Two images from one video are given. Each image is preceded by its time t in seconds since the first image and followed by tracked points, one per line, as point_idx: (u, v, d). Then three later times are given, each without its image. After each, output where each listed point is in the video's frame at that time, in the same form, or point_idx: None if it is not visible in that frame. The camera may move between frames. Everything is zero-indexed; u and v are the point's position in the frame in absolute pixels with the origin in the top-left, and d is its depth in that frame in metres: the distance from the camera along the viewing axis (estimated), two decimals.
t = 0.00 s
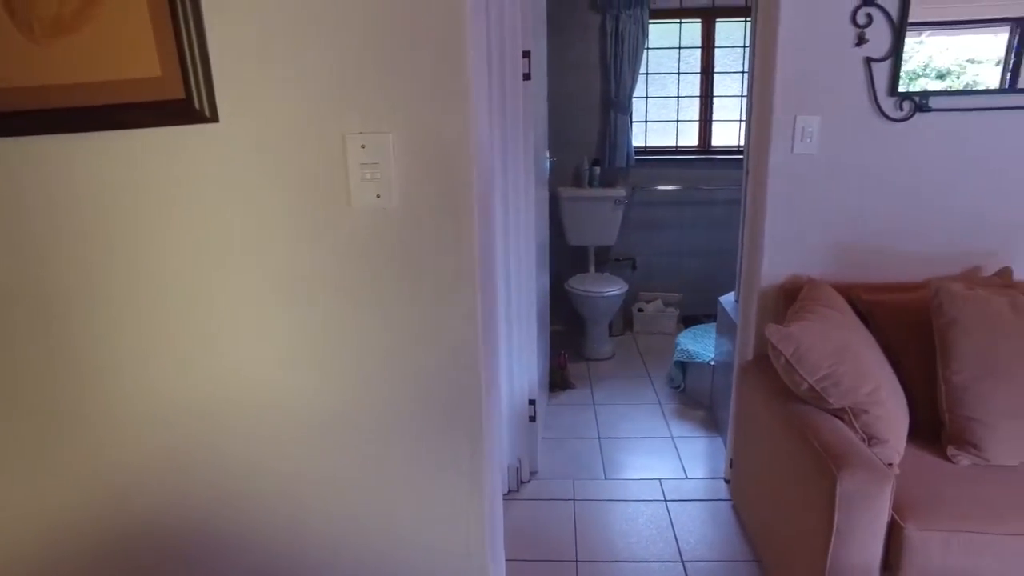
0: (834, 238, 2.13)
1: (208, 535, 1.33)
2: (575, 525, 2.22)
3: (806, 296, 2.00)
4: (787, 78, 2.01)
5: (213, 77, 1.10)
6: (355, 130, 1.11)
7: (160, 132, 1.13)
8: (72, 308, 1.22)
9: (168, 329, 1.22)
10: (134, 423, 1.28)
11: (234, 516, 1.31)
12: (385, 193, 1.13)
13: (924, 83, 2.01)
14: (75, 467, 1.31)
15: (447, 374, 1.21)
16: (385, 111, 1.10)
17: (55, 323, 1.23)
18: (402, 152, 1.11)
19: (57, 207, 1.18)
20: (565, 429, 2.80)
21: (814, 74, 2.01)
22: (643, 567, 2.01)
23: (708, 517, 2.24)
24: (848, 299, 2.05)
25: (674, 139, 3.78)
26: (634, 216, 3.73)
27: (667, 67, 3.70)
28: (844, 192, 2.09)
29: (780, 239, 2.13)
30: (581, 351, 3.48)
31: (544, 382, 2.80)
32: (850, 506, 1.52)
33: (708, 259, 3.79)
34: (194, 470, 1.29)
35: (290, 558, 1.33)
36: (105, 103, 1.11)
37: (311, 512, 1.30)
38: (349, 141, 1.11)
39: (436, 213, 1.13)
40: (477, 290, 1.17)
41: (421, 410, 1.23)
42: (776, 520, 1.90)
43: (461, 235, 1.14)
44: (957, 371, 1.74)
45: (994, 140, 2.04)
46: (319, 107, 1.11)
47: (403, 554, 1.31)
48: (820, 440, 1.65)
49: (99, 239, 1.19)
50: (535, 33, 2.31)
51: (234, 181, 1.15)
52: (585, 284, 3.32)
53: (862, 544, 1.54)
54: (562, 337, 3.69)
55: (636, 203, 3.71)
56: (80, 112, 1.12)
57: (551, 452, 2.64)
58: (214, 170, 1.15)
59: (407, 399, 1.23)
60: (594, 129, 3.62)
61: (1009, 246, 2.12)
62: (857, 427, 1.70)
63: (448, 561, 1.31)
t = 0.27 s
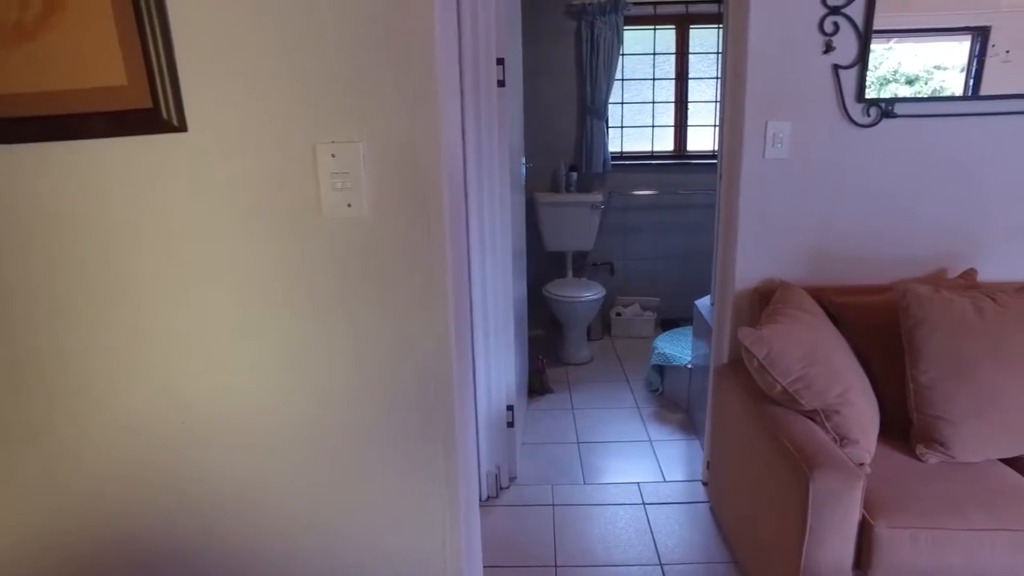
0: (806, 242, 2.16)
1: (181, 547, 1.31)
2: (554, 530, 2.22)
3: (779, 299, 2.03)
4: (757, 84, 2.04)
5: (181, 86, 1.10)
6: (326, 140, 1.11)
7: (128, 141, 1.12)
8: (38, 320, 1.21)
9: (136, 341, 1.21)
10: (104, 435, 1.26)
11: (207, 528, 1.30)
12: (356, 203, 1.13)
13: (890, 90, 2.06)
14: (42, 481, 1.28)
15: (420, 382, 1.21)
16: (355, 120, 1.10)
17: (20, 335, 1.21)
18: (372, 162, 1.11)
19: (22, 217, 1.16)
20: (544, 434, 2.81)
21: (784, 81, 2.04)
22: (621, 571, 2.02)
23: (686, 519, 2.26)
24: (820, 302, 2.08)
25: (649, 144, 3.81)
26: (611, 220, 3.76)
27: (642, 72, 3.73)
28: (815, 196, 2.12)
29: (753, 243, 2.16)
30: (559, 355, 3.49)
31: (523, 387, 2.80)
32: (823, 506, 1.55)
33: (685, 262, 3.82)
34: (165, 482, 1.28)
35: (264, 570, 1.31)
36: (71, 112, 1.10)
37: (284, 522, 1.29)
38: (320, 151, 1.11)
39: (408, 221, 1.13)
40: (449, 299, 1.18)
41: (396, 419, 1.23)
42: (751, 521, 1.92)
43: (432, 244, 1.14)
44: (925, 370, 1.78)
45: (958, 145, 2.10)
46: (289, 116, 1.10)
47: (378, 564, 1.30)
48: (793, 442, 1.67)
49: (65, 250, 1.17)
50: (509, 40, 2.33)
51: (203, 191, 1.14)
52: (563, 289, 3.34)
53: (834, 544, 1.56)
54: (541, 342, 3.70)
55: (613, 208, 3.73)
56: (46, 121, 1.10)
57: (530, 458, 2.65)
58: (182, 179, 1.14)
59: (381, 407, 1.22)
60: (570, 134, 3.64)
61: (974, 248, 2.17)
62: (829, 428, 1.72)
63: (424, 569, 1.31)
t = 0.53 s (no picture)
0: (779, 245, 2.19)
1: (152, 562, 1.29)
2: (534, 536, 2.22)
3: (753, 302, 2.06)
4: (729, 91, 2.06)
5: (149, 96, 1.08)
6: (298, 149, 1.10)
7: (94, 151, 1.10)
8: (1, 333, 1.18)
9: (104, 353, 1.19)
10: (71, 450, 1.23)
11: (179, 542, 1.28)
12: (327, 212, 1.12)
13: (858, 96, 2.10)
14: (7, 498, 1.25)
15: (394, 390, 1.20)
16: (327, 130, 1.10)
17: None
18: (344, 171, 1.11)
19: None
20: (524, 440, 2.81)
21: (755, 87, 2.07)
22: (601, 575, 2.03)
23: (665, 522, 2.27)
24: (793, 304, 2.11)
25: (626, 149, 3.84)
26: (589, 225, 3.78)
27: (618, 78, 3.76)
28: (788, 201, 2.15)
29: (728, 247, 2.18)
30: (538, 361, 3.50)
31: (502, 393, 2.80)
32: (797, 507, 1.56)
33: (662, 267, 3.86)
34: (135, 496, 1.25)
35: None
36: (35, 122, 1.08)
37: (258, 534, 1.27)
38: (291, 160, 1.11)
39: (380, 230, 1.13)
40: (422, 307, 1.17)
41: (370, 429, 1.22)
42: (728, 522, 1.94)
43: (405, 252, 1.14)
44: (895, 371, 1.81)
45: (924, 150, 2.14)
46: (259, 126, 1.10)
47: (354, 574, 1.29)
48: (768, 444, 1.69)
49: (27, 261, 1.14)
50: (484, 47, 2.33)
51: (172, 201, 1.12)
52: (541, 294, 3.34)
53: (808, 544, 1.58)
54: (520, 347, 3.70)
55: (591, 213, 3.75)
56: (8, 130, 1.08)
57: (510, 464, 2.64)
58: (150, 189, 1.12)
59: (355, 417, 1.22)
60: (547, 140, 3.66)
61: (941, 251, 2.22)
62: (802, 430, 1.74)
63: None
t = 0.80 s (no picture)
0: (756, 249, 2.21)
1: None
2: (516, 541, 2.22)
3: (731, 305, 2.07)
4: (705, 97, 2.08)
5: (120, 104, 1.07)
6: (271, 158, 1.10)
7: (63, 160, 1.09)
8: None
9: (74, 365, 1.17)
10: (42, 463, 1.21)
11: (154, 554, 1.26)
12: (302, 221, 1.12)
13: (832, 102, 2.13)
14: None
15: (371, 399, 1.20)
16: (300, 139, 1.09)
17: None
18: (318, 179, 1.10)
19: None
20: (506, 445, 2.81)
21: (731, 93, 2.09)
22: None
23: (646, 526, 2.28)
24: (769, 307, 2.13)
25: (605, 154, 3.86)
26: (569, 230, 3.79)
27: (597, 84, 3.78)
28: (764, 205, 2.18)
29: (705, 251, 2.20)
30: (520, 366, 3.50)
31: (483, 399, 2.80)
32: (774, 508, 1.58)
33: (642, 270, 3.88)
34: (108, 510, 1.24)
35: None
36: (3, 130, 1.06)
37: (234, 545, 1.26)
38: (265, 168, 1.10)
39: (354, 238, 1.13)
40: (398, 315, 1.17)
41: (347, 437, 1.22)
42: (708, 524, 1.95)
43: (381, 261, 1.14)
44: (870, 372, 1.84)
45: (896, 154, 2.18)
46: (233, 135, 1.09)
47: None
48: (745, 445, 1.71)
49: None
50: (461, 53, 2.33)
51: (144, 210, 1.11)
52: (523, 299, 3.35)
53: (786, 544, 1.60)
54: (501, 352, 3.70)
55: (571, 217, 3.77)
56: None
57: (491, 469, 2.64)
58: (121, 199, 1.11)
59: (332, 425, 1.21)
60: (527, 145, 3.67)
61: (913, 253, 2.26)
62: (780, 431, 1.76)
63: None
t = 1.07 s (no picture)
0: (732, 253, 2.23)
1: None
2: (498, 547, 2.21)
3: (709, 308, 2.09)
4: (681, 102, 2.10)
5: (89, 111, 1.05)
6: (244, 165, 1.09)
7: (29, 168, 1.06)
8: None
9: (43, 377, 1.14)
10: (9, 478, 1.18)
11: (127, 569, 1.24)
12: (276, 229, 1.11)
13: (805, 107, 2.16)
14: None
15: (348, 407, 1.19)
16: (274, 146, 1.08)
17: None
18: (292, 187, 1.10)
19: None
20: (487, 451, 2.80)
21: (706, 99, 2.11)
22: None
23: (628, 529, 2.29)
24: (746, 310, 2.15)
25: (584, 159, 3.87)
26: (549, 234, 3.81)
27: (575, 89, 3.80)
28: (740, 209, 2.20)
29: (683, 255, 2.21)
30: (501, 371, 3.49)
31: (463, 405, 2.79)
32: (753, 510, 1.59)
33: (622, 274, 3.90)
34: (79, 524, 1.21)
35: None
36: None
37: (210, 558, 1.24)
38: (238, 176, 1.09)
39: (329, 246, 1.12)
40: (375, 322, 1.16)
41: (325, 446, 1.21)
42: (688, 527, 1.96)
43: (356, 268, 1.13)
44: (845, 373, 1.86)
45: (867, 158, 2.22)
46: (205, 142, 1.08)
47: None
48: (723, 447, 1.72)
49: None
50: (438, 58, 2.33)
51: (115, 218, 1.09)
52: (503, 304, 3.35)
53: (765, 545, 1.61)
54: (482, 357, 3.70)
55: (550, 222, 3.78)
56: None
57: (472, 475, 2.63)
58: (91, 208, 1.09)
59: (309, 434, 1.20)
60: (506, 150, 3.67)
61: (886, 255, 2.30)
62: (758, 433, 1.77)
63: None
